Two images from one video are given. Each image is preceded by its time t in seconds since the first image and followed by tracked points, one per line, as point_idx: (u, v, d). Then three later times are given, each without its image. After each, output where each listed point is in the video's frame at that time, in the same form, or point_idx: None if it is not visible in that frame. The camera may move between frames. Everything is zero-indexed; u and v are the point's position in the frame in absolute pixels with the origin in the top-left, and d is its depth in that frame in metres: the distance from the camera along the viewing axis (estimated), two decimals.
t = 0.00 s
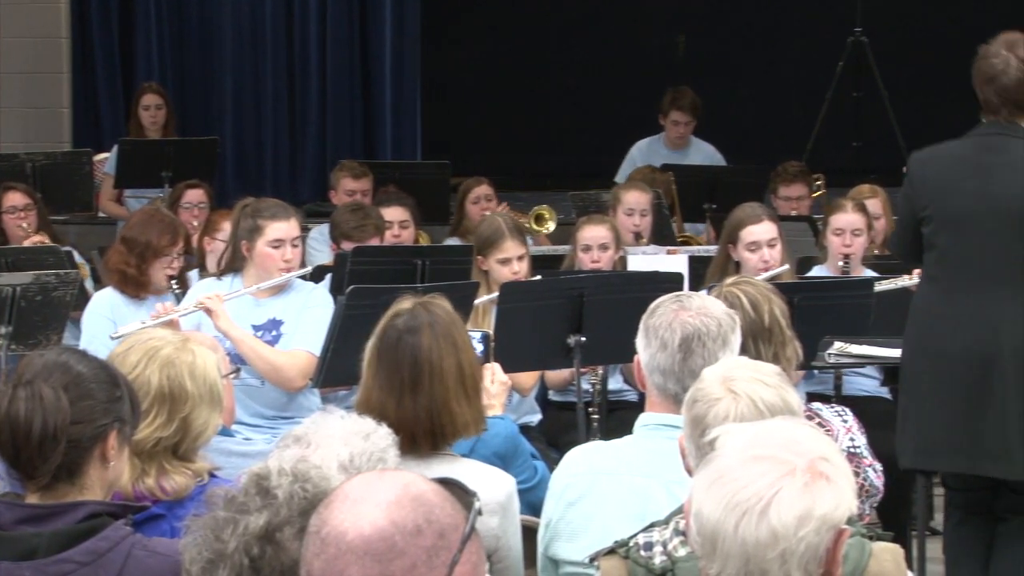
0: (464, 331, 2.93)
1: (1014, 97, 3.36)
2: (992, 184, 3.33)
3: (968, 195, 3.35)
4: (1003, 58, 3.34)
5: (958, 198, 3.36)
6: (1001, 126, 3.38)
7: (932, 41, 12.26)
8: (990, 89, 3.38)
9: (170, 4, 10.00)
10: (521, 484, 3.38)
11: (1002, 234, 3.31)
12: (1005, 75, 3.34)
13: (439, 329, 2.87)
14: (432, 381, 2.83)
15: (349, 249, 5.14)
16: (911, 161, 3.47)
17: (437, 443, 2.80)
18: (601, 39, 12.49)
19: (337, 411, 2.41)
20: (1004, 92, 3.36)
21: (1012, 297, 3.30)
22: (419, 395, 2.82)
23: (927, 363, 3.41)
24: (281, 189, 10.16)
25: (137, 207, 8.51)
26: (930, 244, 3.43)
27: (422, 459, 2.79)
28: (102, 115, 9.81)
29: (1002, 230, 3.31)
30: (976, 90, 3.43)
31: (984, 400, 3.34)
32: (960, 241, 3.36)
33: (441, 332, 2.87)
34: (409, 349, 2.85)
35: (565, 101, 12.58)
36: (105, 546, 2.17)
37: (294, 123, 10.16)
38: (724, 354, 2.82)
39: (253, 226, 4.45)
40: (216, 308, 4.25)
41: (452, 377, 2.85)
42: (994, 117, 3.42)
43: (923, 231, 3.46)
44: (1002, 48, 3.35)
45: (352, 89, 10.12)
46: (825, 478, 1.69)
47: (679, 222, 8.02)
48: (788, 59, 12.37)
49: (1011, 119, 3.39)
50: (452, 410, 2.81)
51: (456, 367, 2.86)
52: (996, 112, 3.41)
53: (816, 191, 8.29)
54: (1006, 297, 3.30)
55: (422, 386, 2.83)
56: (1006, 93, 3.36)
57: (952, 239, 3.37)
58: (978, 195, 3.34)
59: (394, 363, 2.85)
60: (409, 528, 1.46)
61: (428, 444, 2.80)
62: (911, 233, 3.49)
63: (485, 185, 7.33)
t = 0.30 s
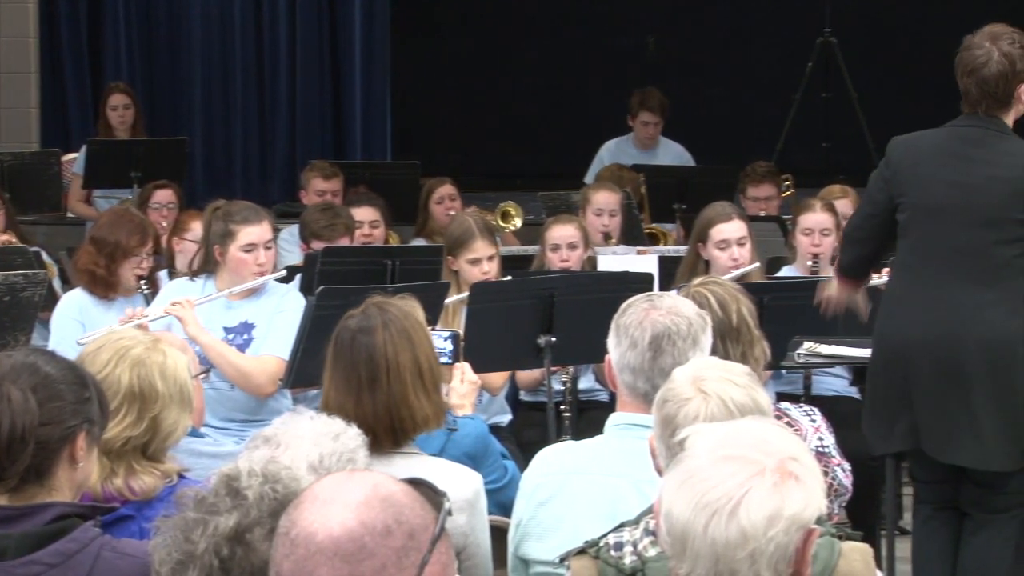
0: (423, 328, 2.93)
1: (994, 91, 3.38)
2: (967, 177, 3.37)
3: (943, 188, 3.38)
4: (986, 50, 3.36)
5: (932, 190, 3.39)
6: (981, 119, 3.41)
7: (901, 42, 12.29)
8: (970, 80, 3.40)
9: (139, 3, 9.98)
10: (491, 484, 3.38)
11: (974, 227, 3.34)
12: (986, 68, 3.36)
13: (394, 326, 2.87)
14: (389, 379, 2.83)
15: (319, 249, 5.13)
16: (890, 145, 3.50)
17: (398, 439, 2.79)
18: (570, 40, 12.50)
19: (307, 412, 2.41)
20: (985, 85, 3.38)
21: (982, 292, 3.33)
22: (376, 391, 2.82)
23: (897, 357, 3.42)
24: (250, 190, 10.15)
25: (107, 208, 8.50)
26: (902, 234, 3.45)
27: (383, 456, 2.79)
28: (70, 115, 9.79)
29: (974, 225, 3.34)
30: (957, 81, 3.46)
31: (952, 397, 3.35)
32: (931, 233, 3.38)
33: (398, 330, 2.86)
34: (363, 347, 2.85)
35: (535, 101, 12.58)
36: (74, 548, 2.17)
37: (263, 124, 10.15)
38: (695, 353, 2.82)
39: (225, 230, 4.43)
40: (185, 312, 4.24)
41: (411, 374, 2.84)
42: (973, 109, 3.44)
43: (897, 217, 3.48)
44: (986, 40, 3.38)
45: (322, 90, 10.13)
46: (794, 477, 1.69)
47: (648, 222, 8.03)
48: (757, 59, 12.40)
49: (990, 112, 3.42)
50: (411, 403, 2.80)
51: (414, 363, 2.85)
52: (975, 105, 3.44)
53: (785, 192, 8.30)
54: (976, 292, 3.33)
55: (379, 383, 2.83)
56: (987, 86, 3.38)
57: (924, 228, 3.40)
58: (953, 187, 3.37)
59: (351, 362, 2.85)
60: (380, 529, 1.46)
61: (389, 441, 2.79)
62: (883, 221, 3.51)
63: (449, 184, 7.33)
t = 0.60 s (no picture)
0: (409, 332, 2.93)
1: (980, 92, 3.39)
2: (953, 174, 3.38)
3: (927, 186, 3.39)
4: (970, 55, 3.36)
5: (919, 188, 3.40)
6: (961, 120, 3.41)
7: (874, 42, 12.32)
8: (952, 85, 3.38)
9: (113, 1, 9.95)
10: (466, 484, 3.38)
11: (962, 223, 3.37)
12: (970, 68, 3.36)
13: (382, 331, 2.86)
14: (374, 383, 2.83)
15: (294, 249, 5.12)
16: (862, 147, 3.48)
17: (378, 444, 2.79)
18: (545, 40, 12.51)
19: (279, 412, 2.40)
20: (972, 85, 3.37)
21: (970, 289, 3.38)
22: (359, 395, 2.81)
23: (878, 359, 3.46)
24: (224, 191, 10.13)
25: (80, 208, 8.48)
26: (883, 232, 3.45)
27: (362, 460, 2.78)
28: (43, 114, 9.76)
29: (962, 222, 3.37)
30: (931, 84, 3.44)
31: (940, 394, 3.40)
32: (917, 231, 3.40)
33: (385, 334, 2.86)
34: (349, 349, 2.85)
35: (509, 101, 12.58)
36: (48, 548, 2.16)
37: (238, 123, 10.13)
38: (665, 356, 2.82)
39: (197, 231, 4.42)
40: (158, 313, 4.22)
41: (394, 378, 2.84)
42: (946, 112, 3.44)
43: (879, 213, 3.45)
44: (967, 46, 3.37)
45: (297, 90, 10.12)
46: (769, 476, 1.69)
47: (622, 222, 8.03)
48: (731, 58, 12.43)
49: (968, 113, 3.42)
50: (393, 409, 2.80)
51: (398, 367, 2.85)
52: (950, 107, 3.43)
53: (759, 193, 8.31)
54: (963, 290, 3.38)
55: (363, 386, 2.83)
56: (972, 87, 3.37)
57: (909, 226, 3.41)
58: (938, 185, 3.39)
59: (335, 363, 2.85)
60: (355, 529, 1.46)
61: (368, 444, 2.79)
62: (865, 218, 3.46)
63: (420, 184, 7.33)
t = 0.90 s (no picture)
0: (392, 333, 2.93)
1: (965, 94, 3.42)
2: (941, 177, 3.38)
3: (910, 185, 3.38)
4: (961, 56, 3.39)
5: (907, 189, 3.38)
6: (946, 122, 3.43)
7: (848, 42, 12.34)
8: (943, 85, 3.40)
9: None
10: (442, 484, 3.38)
11: (950, 226, 3.37)
12: (964, 72, 3.39)
13: (367, 333, 2.86)
14: (358, 386, 2.83)
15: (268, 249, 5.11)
16: (842, 154, 3.44)
17: (359, 447, 2.79)
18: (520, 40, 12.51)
19: (254, 412, 2.40)
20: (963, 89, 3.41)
21: (959, 293, 3.37)
22: (342, 398, 2.81)
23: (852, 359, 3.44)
24: (198, 191, 10.10)
25: (53, 208, 8.46)
26: (869, 233, 3.41)
27: (342, 462, 2.79)
28: (15, 114, 9.72)
29: (950, 224, 3.37)
30: (911, 88, 3.44)
31: (933, 398, 3.37)
32: (906, 233, 3.38)
33: (370, 335, 2.86)
34: (336, 349, 2.85)
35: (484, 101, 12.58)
36: (21, 550, 2.15)
37: (212, 123, 10.12)
38: (640, 356, 2.82)
39: (169, 230, 4.41)
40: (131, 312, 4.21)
41: (378, 381, 2.84)
42: (928, 112, 3.45)
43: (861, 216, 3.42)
44: (956, 48, 3.40)
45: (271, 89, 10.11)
46: (743, 477, 1.70)
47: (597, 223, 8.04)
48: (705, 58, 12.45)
49: (949, 115, 3.45)
50: (377, 412, 2.80)
51: (383, 372, 2.85)
52: (934, 107, 3.44)
53: (733, 193, 8.32)
54: (953, 294, 3.36)
55: (346, 389, 2.83)
56: (961, 86, 3.40)
57: (899, 230, 3.38)
58: (926, 186, 3.38)
59: (320, 364, 2.85)
60: (329, 529, 1.46)
61: (349, 447, 2.79)
62: (849, 221, 3.42)
63: (397, 185, 7.32)
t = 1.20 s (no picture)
0: (348, 331, 2.94)
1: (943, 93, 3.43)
2: (917, 177, 3.37)
3: (882, 184, 3.37)
4: (946, 55, 3.40)
5: (884, 189, 3.37)
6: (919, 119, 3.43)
7: (819, 43, 12.35)
8: (925, 83, 3.40)
9: None
10: (413, 485, 3.38)
11: (925, 227, 3.37)
12: (948, 71, 3.40)
13: (322, 330, 2.87)
14: (318, 384, 2.83)
15: (239, 249, 5.11)
16: (819, 151, 3.40)
17: (323, 443, 2.78)
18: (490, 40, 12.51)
19: (224, 412, 2.39)
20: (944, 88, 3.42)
21: (931, 291, 3.38)
22: (303, 396, 2.81)
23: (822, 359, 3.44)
24: (168, 191, 10.07)
25: (22, 209, 8.43)
26: (845, 235, 3.40)
27: (309, 461, 2.77)
28: None
29: (924, 226, 3.37)
30: (893, 83, 3.44)
31: (907, 396, 3.38)
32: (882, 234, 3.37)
33: (324, 332, 2.87)
34: (292, 349, 2.85)
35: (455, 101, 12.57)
36: None
37: (182, 123, 10.09)
38: (612, 356, 2.82)
39: (137, 229, 4.40)
40: (101, 310, 4.19)
41: (337, 378, 2.85)
42: (904, 108, 3.45)
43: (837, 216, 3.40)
44: (942, 48, 3.41)
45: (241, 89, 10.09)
46: (714, 477, 1.70)
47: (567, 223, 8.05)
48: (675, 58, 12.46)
49: (924, 112, 3.45)
50: (338, 409, 2.81)
51: (340, 368, 2.86)
52: (912, 103, 3.44)
53: (704, 194, 8.33)
54: (927, 293, 3.37)
55: (306, 387, 2.83)
56: (942, 85, 3.41)
57: (874, 230, 3.37)
58: (901, 185, 3.37)
59: (278, 364, 2.85)
60: (299, 530, 1.46)
61: (315, 443, 2.78)
62: (823, 221, 3.39)
63: (369, 185, 7.31)
